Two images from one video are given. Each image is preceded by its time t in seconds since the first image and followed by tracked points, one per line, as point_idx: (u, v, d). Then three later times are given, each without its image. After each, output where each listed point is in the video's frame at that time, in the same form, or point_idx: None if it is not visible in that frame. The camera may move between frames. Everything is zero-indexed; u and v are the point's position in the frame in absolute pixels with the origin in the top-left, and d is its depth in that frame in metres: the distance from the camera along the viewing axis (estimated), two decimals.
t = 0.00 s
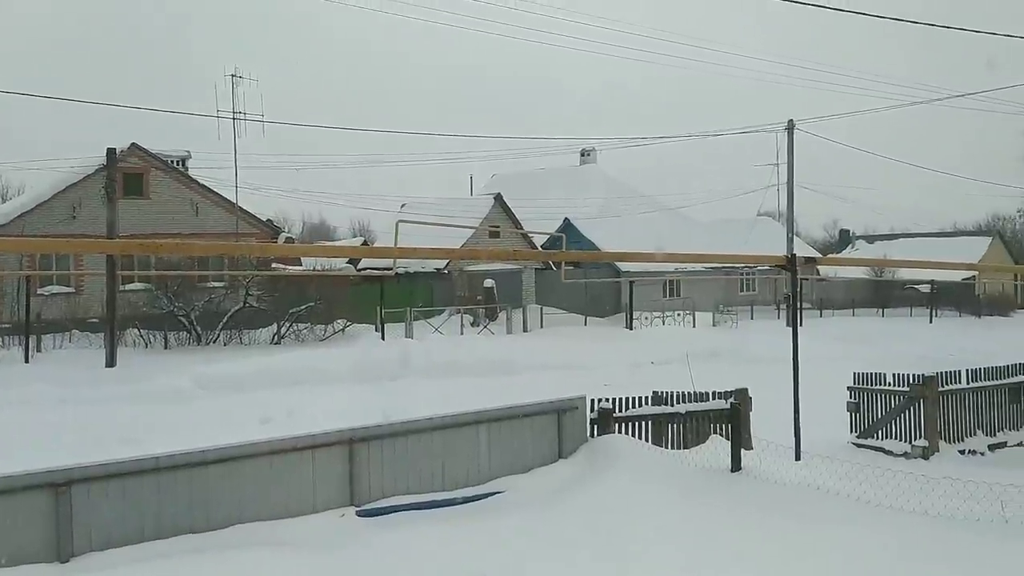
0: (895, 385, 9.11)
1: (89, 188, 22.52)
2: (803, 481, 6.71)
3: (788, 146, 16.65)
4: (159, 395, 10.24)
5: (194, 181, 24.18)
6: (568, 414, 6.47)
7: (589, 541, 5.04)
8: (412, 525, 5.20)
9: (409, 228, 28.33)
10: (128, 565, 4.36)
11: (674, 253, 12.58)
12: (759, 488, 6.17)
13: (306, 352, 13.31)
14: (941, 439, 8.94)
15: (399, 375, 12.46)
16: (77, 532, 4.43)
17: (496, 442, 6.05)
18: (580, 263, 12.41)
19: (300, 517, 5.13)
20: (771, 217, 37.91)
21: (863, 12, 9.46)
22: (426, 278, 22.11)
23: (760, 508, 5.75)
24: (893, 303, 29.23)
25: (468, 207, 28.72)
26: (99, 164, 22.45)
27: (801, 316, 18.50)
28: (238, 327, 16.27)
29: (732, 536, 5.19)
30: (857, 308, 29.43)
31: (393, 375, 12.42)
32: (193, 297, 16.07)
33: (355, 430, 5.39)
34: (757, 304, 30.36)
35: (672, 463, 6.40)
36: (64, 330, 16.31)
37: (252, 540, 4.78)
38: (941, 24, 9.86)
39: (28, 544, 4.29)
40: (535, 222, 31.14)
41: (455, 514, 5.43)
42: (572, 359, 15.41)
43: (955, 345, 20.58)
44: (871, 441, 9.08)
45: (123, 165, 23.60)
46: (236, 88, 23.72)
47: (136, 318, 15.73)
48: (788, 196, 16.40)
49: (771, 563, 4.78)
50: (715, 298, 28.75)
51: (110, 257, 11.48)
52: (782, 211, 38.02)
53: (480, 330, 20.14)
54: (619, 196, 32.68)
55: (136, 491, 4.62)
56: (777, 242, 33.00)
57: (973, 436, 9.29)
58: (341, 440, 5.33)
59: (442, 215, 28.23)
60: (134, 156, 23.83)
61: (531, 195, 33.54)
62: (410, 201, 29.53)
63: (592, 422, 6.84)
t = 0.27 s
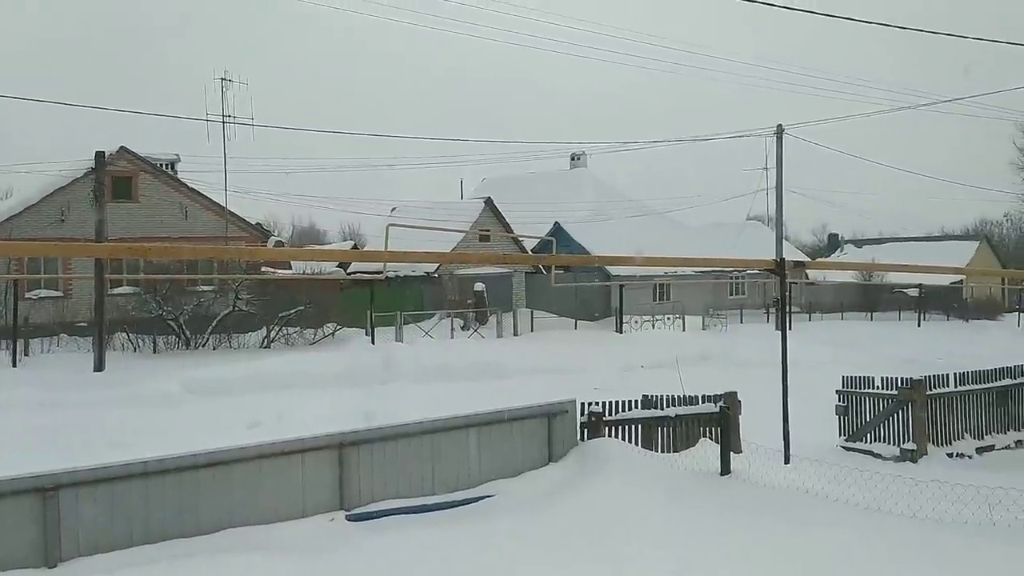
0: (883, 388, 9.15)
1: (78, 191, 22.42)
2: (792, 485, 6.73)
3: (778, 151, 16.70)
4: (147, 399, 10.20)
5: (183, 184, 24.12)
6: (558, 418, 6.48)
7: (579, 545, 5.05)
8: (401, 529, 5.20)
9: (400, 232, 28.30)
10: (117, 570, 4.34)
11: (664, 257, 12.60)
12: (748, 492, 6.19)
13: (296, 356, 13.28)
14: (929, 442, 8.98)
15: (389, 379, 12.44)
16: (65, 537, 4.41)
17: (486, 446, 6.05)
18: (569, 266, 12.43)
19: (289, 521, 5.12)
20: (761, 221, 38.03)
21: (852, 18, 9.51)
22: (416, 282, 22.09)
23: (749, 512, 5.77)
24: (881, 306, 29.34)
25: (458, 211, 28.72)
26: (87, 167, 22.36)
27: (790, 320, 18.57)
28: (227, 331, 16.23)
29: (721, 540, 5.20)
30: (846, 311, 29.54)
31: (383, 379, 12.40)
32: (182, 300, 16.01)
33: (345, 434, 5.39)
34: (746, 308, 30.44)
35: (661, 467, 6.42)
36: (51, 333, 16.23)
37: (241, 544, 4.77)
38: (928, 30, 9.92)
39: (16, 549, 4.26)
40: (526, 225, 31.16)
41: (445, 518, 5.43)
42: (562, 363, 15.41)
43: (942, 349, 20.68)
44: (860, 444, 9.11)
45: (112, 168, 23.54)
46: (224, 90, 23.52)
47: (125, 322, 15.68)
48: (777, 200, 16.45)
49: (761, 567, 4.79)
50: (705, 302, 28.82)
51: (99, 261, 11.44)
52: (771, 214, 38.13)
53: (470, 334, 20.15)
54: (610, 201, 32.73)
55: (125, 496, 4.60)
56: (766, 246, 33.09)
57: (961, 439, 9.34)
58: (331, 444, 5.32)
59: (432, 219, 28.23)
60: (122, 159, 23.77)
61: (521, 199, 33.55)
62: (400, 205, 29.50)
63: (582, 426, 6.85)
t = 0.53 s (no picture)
0: (877, 392, 9.17)
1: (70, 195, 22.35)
2: (786, 488, 6.73)
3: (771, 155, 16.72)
4: (139, 403, 10.17)
5: (176, 187, 24.08)
6: (552, 422, 6.47)
7: (573, 549, 5.04)
8: (395, 534, 5.18)
9: (393, 235, 28.28)
10: None
11: (658, 261, 12.62)
12: (742, 495, 6.20)
13: (289, 360, 13.26)
14: (923, 445, 9.00)
15: (382, 383, 12.43)
16: (57, 541, 4.39)
17: (480, 449, 6.04)
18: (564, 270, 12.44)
19: (282, 526, 5.10)
20: (754, 225, 38.11)
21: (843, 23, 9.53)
22: (410, 286, 22.07)
23: (743, 515, 5.77)
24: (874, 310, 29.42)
25: (452, 214, 28.70)
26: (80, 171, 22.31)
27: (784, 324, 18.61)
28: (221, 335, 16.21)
29: (716, 543, 5.20)
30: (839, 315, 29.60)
31: (376, 383, 12.38)
32: (175, 304, 16.00)
33: (339, 438, 5.38)
34: (739, 311, 30.48)
35: (655, 470, 6.42)
36: (44, 337, 16.20)
37: (234, 549, 4.75)
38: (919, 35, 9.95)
39: (7, 553, 4.24)
40: (519, 229, 31.16)
41: (439, 522, 5.42)
42: (556, 367, 15.40)
43: (934, 352, 20.75)
44: (854, 447, 9.13)
45: (105, 172, 23.53)
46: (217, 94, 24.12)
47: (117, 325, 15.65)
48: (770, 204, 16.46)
49: (756, 569, 4.79)
50: (698, 305, 28.86)
51: (92, 265, 11.41)
52: (764, 218, 38.22)
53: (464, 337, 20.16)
54: (603, 204, 32.75)
55: (118, 500, 4.58)
56: (760, 249, 33.14)
57: (954, 442, 9.36)
58: (325, 448, 5.31)
59: (426, 223, 28.23)
60: (116, 163, 23.74)
61: (515, 203, 33.56)
62: (394, 209, 29.47)
63: (576, 429, 6.85)
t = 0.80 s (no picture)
0: (870, 394, 9.18)
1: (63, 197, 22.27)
2: (780, 490, 6.74)
3: (765, 157, 16.74)
4: (132, 406, 10.13)
5: (169, 190, 24.00)
6: (546, 424, 6.47)
7: (567, 552, 5.03)
8: (389, 537, 5.17)
9: (387, 238, 28.26)
10: None
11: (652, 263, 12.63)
12: (736, 498, 6.19)
13: (283, 363, 13.22)
14: (916, 448, 9.02)
15: (376, 386, 12.40)
16: (49, 545, 4.37)
17: (474, 452, 6.03)
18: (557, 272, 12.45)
19: (276, 530, 5.08)
20: (748, 228, 38.14)
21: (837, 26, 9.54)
22: (403, 288, 22.05)
23: (736, 517, 5.77)
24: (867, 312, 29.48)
25: (446, 217, 28.67)
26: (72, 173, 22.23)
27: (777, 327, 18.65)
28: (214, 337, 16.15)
29: (709, 546, 5.20)
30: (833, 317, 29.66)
31: (370, 386, 12.36)
32: (168, 307, 15.94)
33: (332, 441, 5.36)
34: (733, 314, 30.51)
35: (649, 473, 6.41)
36: (36, 339, 16.13)
37: (228, 552, 4.73)
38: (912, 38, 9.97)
39: None
40: (514, 232, 31.16)
41: (432, 525, 5.41)
42: (550, 369, 15.39)
43: (927, 355, 20.80)
44: (847, 450, 9.14)
45: (98, 174, 23.44)
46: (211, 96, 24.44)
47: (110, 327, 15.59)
48: (764, 207, 16.48)
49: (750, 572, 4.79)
50: (692, 308, 28.88)
51: (84, 267, 11.37)
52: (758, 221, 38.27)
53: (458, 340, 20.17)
54: (597, 207, 32.76)
55: (110, 504, 4.56)
56: (753, 252, 33.19)
57: (947, 444, 9.38)
58: (318, 451, 5.29)
59: (420, 225, 28.21)
60: (108, 165, 23.63)
61: (510, 205, 33.56)
62: (387, 211, 29.44)
63: (570, 432, 6.84)
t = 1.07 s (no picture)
0: (862, 395, 9.20)
1: (55, 198, 22.18)
2: (772, 492, 6.75)
3: (757, 160, 16.77)
4: (124, 408, 10.11)
5: (161, 191, 23.93)
6: (539, 426, 6.46)
7: (560, 553, 5.03)
8: (381, 539, 5.16)
9: (380, 239, 28.23)
10: None
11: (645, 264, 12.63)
12: (729, 499, 6.20)
13: (275, 364, 13.20)
14: (908, 448, 9.04)
15: (369, 387, 12.40)
16: (40, 547, 4.35)
17: (468, 454, 6.03)
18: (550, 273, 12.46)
19: (268, 531, 5.07)
20: (741, 229, 38.20)
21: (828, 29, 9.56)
22: (396, 289, 22.03)
23: (729, 519, 5.78)
24: (860, 313, 29.57)
25: (438, 218, 28.66)
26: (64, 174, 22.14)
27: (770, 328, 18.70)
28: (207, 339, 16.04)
29: (701, 547, 5.20)
30: (825, 318, 29.74)
31: (363, 387, 12.35)
32: (160, 308, 15.87)
33: (325, 443, 5.35)
34: (726, 315, 30.58)
35: (642, 474, 6.42)
36: (27, 341, 16.08)
37: (220, 554, 4.71)
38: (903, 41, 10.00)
39: None
40: (507, 233, 31.15)
41: (426, 527, 5.40)
42: (543, 371, 15.39)
43: (919, 356, 20.87)
44: (839, 450, 9.17)
45: (89, 175, 23.35)
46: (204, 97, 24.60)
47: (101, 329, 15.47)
48: (757, 209, 16.51)
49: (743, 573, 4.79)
50: (685, 309, 28.92)
51: (76, 268, 11.32)
52: (750, 222, 38.34)
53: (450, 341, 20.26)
54: (590, 208, 32.78)
55: (102, 505, 4.54)
56: (746, 253, 33.26)
57: (939, 445, 9.41)
58: (311, 452, 5.28)
59: (413, 227, 28.20)
60: (99, 165, 23.53)
61: (503, 206, 33.56)
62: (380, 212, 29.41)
63: (564, 433, 6.84)
